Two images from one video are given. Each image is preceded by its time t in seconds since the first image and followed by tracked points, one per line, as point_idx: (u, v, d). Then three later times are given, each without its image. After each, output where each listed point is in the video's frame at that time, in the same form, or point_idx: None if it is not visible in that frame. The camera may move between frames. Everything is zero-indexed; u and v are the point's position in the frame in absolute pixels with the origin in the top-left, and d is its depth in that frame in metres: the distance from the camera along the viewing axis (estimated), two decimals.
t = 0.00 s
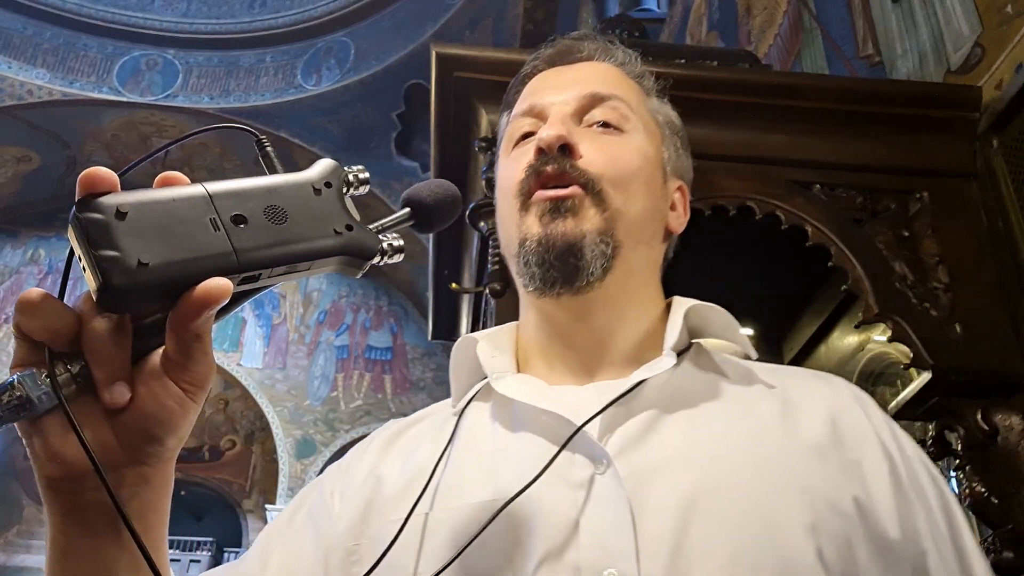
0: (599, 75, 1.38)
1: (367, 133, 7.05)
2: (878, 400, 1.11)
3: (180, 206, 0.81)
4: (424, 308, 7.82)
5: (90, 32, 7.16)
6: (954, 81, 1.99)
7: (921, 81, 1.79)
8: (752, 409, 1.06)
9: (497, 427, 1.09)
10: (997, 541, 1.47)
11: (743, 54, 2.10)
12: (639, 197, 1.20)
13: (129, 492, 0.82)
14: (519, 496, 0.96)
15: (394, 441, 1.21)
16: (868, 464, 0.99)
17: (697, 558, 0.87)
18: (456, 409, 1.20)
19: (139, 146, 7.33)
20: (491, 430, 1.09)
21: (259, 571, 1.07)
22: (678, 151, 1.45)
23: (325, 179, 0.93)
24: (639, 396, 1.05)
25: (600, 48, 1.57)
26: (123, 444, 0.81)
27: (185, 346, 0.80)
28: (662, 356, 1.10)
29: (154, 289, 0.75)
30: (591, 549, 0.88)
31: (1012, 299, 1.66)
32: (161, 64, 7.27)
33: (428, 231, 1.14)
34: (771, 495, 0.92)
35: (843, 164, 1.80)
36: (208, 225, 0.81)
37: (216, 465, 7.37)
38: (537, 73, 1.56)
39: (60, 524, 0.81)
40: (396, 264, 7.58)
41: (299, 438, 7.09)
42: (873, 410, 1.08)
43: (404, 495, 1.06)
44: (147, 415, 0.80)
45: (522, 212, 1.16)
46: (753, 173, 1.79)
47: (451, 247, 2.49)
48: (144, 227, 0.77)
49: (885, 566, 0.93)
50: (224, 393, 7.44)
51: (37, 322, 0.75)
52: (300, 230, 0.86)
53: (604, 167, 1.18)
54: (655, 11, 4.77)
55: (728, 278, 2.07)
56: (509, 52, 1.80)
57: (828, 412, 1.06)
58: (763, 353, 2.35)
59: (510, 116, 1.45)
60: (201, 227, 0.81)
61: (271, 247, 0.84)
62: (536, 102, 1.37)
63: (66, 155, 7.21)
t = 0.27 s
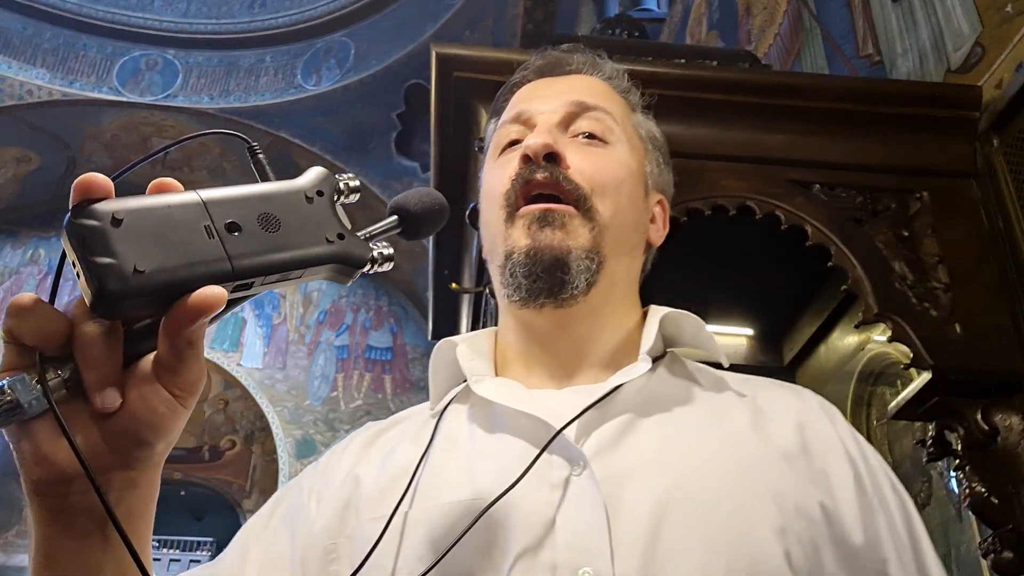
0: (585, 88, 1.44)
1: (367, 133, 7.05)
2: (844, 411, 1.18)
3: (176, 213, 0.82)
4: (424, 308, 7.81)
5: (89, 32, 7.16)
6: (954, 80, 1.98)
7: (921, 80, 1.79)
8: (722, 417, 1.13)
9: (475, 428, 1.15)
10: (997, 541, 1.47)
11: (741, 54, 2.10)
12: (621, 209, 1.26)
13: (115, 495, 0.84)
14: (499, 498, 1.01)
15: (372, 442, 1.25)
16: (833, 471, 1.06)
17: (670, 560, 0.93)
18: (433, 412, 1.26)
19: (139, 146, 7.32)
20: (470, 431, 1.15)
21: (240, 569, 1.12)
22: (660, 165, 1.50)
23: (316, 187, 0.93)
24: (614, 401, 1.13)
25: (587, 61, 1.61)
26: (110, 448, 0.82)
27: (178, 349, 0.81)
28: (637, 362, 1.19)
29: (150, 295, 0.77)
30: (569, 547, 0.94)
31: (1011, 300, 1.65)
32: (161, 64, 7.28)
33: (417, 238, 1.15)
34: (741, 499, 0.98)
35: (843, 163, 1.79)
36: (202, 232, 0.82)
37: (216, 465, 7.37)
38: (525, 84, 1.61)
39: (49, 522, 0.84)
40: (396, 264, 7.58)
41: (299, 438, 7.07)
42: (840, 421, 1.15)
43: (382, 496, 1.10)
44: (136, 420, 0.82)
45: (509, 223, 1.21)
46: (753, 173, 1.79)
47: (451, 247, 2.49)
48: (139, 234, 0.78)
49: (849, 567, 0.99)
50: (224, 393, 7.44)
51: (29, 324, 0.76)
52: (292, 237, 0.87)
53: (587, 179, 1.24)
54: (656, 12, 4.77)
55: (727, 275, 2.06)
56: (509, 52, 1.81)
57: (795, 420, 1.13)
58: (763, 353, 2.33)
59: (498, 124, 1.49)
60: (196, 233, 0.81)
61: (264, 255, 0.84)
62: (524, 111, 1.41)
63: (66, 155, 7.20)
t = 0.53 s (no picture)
0: (574, 96, 1.44)
1: (367, 133, 7.05)
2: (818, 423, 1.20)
3: (171, 217, 0.82)
4: (424, 308, 7.82)
5: (90, 32, 7.16)
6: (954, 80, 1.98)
7: (920, 81, 1.79)
8: (704, 424, 1.13)
9: (458, 431, 1.15)
10: (997, 541, 1.47)
11: (741, 54, 2.10)
12: (606, 219, 1.26)
13: (106, 496, 0.84)
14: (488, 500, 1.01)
15: (357, 444, 1.25)
16: (809, 479, 1.08)
17: (651, 563, 0.93)
18: (417, 413, 1.25)
19: (139, 146, 7.33)
20: (452, 434, 1.15)
21: (222, 569, 1.11)
22: (644, 175, 1.51)
23: (311, 191, 0.94)
24: (598, 405, 1.13)
25: (576, 70, 1.61)
26: (102, 450, 0.82)
27: (172, 352, 0.81)
28: (620, 367, 1.18)
29: (148, 298, 0.76)
30: (553, 548, 0.94)
31: (1011, 300, 1.65)
32: (161, 64, 7.28)
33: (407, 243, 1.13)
34: (722, 503, 0.99)
35: (843, 163, 1.80)
36: (199, 235, 0.82)
37: (216, 465, 7.38)
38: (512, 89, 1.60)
39: (36, 525, 0.83)
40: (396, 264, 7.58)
41: (299, 438, 7.07)
42: (815, 431, 1.17)
43: (368, 496, 1.09)
44: (130, 421, 0.81)
45: (494, 229, 1.21)
46: (754, 173, 1.79)
47: (451, 246, 2.49)
48: (135, 237, 0.78)
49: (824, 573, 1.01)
50: (224, 393, 7.44)
51: (24, 325, 0.76)
52: (287, 241, 0.86)
53: (574, 188, 1.25)
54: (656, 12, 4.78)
55: (726, 274, 2.06)
56: (508, 53, 1.81)
57: (773, 429, 1.14)
58: (762, 353, 2.33)
59: (486, 128, 1.49)
60: (192, 237, 0.81)
61: (260, 258, 0.84)
62: (511, 117, 1.41)
63: (66, 155, 7.20)
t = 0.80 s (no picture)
0: (568, 101, 1.44)
1: (367, 133, 7.05)
2: (804, 429, 1.21)
3: (174, 218, 0.82)
4: (424, 308, 7.82)
5: (90, 32, 7.16)
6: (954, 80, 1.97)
7: (920, 81, 1.79)
8: (693, 428, 1.13)
9: (450, 434, 1.15)
10: (997, 541, 1.47)
11: (742, 54, 2.10)
12: (597, 227, 1.26)
13: (105, 496, 0.84)
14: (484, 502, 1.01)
15: (348, 444, 1.25)
16: (795, 482, 1.08)
17: (640, 568, 0.93)
18: (407, 415, 1.25)
19: (140, 146, 7.33)
20: (444, 437, 1.16)
21: (212, 569, 1.11)
22: (636, 179, 1.51)
23: (312, 193, 0.94)
24: (590, 407, 1.13)
25: (570, 73, 1.62)
26: (101, 450, 0.82)
27: (173, 352, 0.81)
28: (609, 370, 1.18)
29: (151, 298, 0.76)
30: (544, 551, 0.94)
31: (1011, 301, 1.64)
32: (161, 64, 7.28)
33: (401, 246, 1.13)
34: (711, 507, 0.99)
35: (843, 163, 1.80)
36: (201, 236, 0.81)
37: (217, 465, 7.38)
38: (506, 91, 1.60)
39: (31, 527, 0.83)
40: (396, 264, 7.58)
41: (299, 438, 7.08)
42: (801, 437, 1.18)
43: (359, 495, 1.09)
44: (130, 421, 0.82)
45: (484, 235, 1.21)
46: (754, 173, 1.79)
47: (451, 246, 2.49)
48: (138, 238, 0.77)
49: None
50: (224, 393, 7.44)
51: (25, 326, 0.76)
52: (289, 242, 0.86)
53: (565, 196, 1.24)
54: (655, 11, 4.80)
55: (726, 272, 2.06)
56: (508, 53, 1.81)
57: (761, 433, 1.15)
58: (762, 354, 2.33)
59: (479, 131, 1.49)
60: (195, 238, 0.81)
61: (262, 260, 0.84)
62: (504, 121, 1.41)
63: (66, 155, 7.21)
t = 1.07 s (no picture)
0: (569, 102, 1.44)
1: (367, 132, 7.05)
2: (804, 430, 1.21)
3: (183, 208, 0.82)
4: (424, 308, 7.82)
5: (90, 31, 7.16)
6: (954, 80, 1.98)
7: (920, 81, 1.79)
8: (694, 429, 1.14)
9: (451, 435, 1.15)
10: (997, 540, 1.47)
11: (742, 54, 2.10)
12: (597, 227, 1.26)
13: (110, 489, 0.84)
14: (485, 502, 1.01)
15: (348, 443, 1.25)
16: (796, 483, 1.09)
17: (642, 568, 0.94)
18: (408, 414, 1.25)
19: (140, 146, 7.33)
20: (445, 438, 1.15)
21: (212, 567, 1.10)
22: (636, 178, 1.51)
23: (319, 187, 0.94)
24: (592, 408, 1.13)
25: (571, 70, 1.61)
26: (107, 442, 0.82)
27: (180, 342, 0.81)
28: (611, 372, 1.19)
29: (158, 289, 0.76)
30: (546, 551, 0.95)
31: (1012, 301, 1.65)
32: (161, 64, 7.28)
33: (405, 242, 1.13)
34: (712, 508, 1.00)
35: (843, 163, 1.80)
36: (209, 227, 0.82)
37: (217, 465, 7.39)
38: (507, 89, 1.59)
39: (35, 519, 0.83)
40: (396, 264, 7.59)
41: (299, 438, 7.09)
42: (801, 438, 1.18)
43: (360, 494, 1.09)
44: (136, 412, 0.82)
45: (483, 232, 1.20)
46: (755, 173, 1.80)
47: (452, 246, 2.49)
48: (147, 228, 0.78)
49: None
50: (224, 393, 7.45)
51: (31, 316, 0.77)
52: (296, 235, 0.87)
53: (567, 196, 1.24)
54: (655, 12, 4.86)
55: (727, 271, 2.06)
56: (509, 52, 1.81)
57: (762, 434, 1.15)
58: (762, 353, 2.33)
59: (478, 130, 1.49)
60: (203, 229, 0.81)
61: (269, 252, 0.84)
62: (505, 120, 1.40)
63: (66, 155, 7.22)
